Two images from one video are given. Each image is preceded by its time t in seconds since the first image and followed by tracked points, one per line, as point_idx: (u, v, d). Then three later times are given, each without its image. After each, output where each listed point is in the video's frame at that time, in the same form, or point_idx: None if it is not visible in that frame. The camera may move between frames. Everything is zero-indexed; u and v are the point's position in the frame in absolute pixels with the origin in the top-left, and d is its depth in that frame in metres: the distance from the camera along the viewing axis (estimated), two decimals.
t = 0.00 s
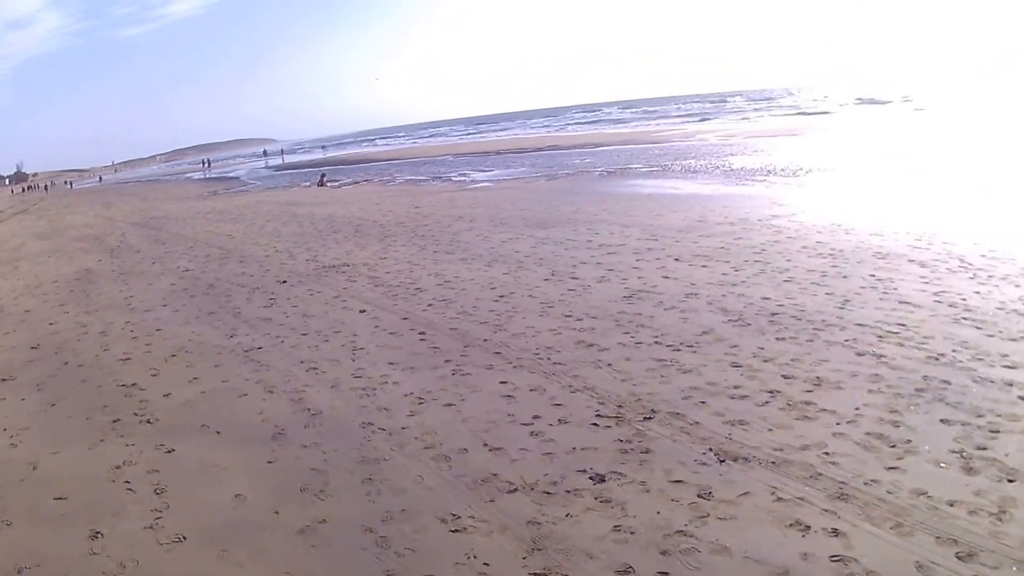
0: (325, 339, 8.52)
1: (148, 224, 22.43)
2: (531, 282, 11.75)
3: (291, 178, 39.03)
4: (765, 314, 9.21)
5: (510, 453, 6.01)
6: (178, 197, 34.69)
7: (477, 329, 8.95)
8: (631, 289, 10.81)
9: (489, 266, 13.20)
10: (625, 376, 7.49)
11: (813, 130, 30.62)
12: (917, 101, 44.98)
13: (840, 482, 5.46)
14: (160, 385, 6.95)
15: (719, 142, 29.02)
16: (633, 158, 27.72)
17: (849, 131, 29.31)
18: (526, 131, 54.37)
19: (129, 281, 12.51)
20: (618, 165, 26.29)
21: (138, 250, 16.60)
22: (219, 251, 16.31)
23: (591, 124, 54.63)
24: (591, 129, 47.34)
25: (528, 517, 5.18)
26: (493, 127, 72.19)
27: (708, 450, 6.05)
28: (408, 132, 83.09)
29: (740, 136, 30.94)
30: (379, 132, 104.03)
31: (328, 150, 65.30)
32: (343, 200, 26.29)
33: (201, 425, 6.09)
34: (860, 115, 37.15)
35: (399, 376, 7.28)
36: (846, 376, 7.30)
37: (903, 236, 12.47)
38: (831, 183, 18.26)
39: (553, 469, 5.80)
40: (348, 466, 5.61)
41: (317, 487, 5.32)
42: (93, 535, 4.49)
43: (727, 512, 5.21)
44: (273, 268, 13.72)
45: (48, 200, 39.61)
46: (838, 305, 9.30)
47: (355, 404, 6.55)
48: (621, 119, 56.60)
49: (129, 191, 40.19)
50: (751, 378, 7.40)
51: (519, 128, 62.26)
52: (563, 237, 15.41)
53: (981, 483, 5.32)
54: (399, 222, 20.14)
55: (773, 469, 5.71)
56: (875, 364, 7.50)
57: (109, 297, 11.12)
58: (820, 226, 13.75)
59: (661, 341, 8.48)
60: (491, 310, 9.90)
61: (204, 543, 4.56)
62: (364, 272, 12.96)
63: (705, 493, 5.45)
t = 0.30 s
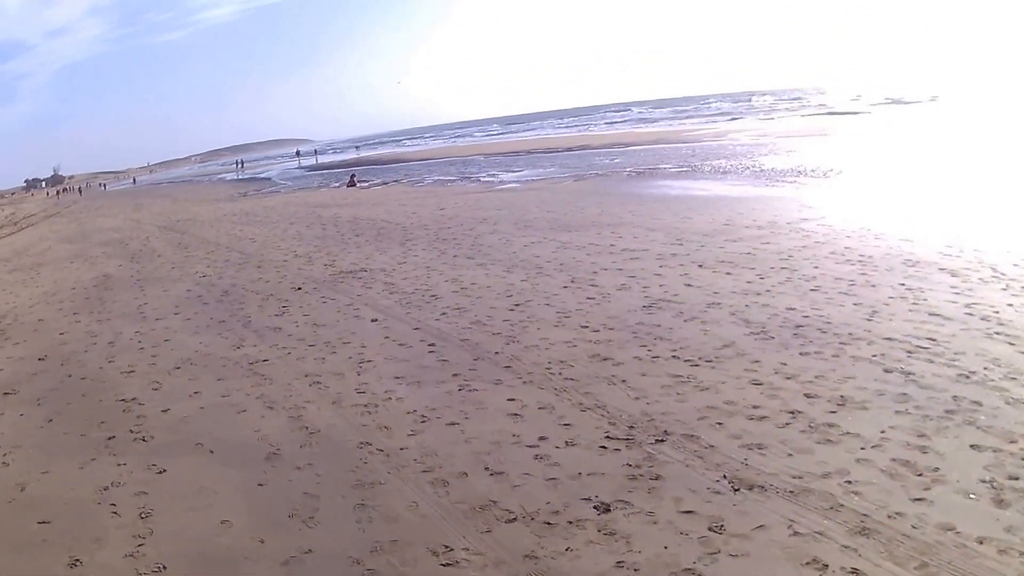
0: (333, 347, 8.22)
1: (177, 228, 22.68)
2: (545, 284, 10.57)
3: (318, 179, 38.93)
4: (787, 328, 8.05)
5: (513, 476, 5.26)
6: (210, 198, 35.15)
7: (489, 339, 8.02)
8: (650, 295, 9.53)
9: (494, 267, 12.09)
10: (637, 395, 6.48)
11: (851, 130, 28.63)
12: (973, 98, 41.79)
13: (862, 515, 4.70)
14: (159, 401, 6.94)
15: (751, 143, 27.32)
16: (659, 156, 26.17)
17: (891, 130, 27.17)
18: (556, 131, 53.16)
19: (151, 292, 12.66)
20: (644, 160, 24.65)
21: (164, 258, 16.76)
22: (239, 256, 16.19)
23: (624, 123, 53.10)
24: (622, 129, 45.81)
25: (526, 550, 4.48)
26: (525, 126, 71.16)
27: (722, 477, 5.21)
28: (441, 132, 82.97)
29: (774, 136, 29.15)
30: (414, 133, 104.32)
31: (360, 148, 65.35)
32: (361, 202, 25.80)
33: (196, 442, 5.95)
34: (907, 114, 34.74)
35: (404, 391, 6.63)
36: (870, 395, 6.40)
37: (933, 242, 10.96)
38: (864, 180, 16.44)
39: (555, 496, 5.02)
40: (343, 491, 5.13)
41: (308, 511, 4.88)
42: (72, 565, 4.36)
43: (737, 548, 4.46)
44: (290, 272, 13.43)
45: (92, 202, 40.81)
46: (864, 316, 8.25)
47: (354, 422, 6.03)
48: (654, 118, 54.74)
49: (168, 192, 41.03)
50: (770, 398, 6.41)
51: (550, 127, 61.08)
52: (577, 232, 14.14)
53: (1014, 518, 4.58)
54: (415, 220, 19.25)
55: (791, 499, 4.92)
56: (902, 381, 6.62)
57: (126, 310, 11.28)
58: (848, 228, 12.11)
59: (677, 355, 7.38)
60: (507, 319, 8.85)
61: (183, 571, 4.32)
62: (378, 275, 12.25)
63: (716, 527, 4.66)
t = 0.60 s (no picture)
0: (333, 359, 7.87)
1: (199, 232, 22.77)
2: (555, 292, 9.51)
3: (340, 180, 38.79)
4: (802, 341, 6.85)
5: (505, 506, 4.46)
6: (236, 201, 35.43)
7: (495, 351, 7.43)
8: (663, 304, 8.37)
9: (493, 272, 11.28)
10: (643, 413, 5.58)
11: (884, 134, 27.10)
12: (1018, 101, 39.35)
13: (876, 552, 3.78)
14: (150, 415, 6.90)
15: (774, 147, 26.22)
16: (683, 159, 25.15)
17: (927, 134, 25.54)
18: (582, 134, 52.24)
19: (162, 301, 12.64)
20: (665, 165, 23.68)
21: (180, 264, 16.74)
22: (252, 261, 15.96)
23: (649, 126, 51.99)
24: (649, 131, 44.67)
25: None
26: (552, 130, 70.30)
27: (727, 508, 4.25)
28: (469, 135, 82.81)
29: (801, 141, 27.80)
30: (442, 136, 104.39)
31: (388, 151, 65.24)
32: (374, 202, 25.20)
33: (181, 461, 5.79)
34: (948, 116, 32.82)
35: (401, 410, 6.22)
36: (887, 413, 5.30)
37: (952, 245, 9.97)
38: (890, 185, 15.31)
39: (547, 529, 4.18)
40: (326, 520, 4.59)
41: (288, 541, 4.41)
42: None
43: None
44: (300, 278, 13.06)
45: (129, 203, 41.82)
46: (884, 327, 7.04)
47: (343, 445, 5.67)
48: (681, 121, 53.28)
49: (201, 194, 41.71)
50: (782, 418, 5.35)
51: (577, 130, 60.16)
52: (584, 233, 13.05)
53: None
54: (426, 220, 18.40)
55: (799, 532, 3.98)
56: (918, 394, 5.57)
57: (131, 322, 11.27)
58: (867, 232, 11.00)
59: (688, 370, 6.36)
60: (513, 329, 8.09)
61: None
62: (389, 283, 11.59)
63: (718, 567, 3.76)
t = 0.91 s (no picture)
0: (324, 372, 7.63)
1: (208, 237, 22.73)
2: (557, 301, 8.87)
3: (350, 181, 38.67)
4: (812, 353, 6.37)
5: (484, 536, 4.20)
6: (247, 203, 35.49)
7: (491, 365, 7.02)
8: (671, 313, 7.68)
9: (494, 272, 10.92)
10: (639, 433, 5.21)
11: (901, 136, 26.49)
12: None
13: None
14: (133, 432, 6.94)
15: (787, 149, 25.78)
16: (695, 162, 24.74)
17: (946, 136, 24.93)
18: (594, 136, 51.93)
19: (164, 309, 12.56)
20: (676, 168, 23.33)
21: (185, 270, 16.67)
22: (255, 265, 15.79)
23: (662, 128, 51.54)
24: (661, 134, 44.27)
25: None
26: (564, 131, 70.04)
27: (721, 542, 3.93)
28: (484, 137, 82.64)
29: (816, 143, 27.26)
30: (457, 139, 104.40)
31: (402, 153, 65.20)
32: (381, 201, 24.91)
33: (154, 483, 5.81)
34: (969, 117, 32.11)
35: (387, 426, 5.97)
36: (899, 434, 4.92)
37: (968, 250, 9.58)
38: (905, 188, 14.88)
39: (526, 564, 3.91)
40: (294, 551, 4.37)
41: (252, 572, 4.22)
42: None
43: None
44: (301, 283, 12.82)
45: (144, 205, 42.14)
46: (896, 338, 6.66)
47: (323, 465, 5.47)
48: (695, 123, 52.75)
49: (214, 196, 41.93)
50: (787, 438, 4.96)
51: (591, 132, 59.74)
52: (589, 235, 12.68)
53: None
54: (432, 219, 18.03)
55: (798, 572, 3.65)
56: (932, 411, 5.20)
57: (130, 333, 11.20)
58: (881, 236, 10.62)
59: (690, 385, 5.89)
60: (512, 340, 7.63)
61: None
62: (390, 288, 11.24)
63: None
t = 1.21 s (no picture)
0: (305, 385, 7.38)
1: (212, 240, 22.69)
2: (552, 308, 8.40)
3: (357, 185, 38.64)
4: (811, 366, 5.93)
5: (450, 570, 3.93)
6: (255, 207, 35.52)
7: (478, 378, 6.60)
8: (667, 323, 7.27)
9: (486, 276, 10.63)
10: (625, 455, 4.82)
11: (911, 138, 26.01)
12: None
13: None
14: (107, 448, 6.83)
15: (794, 152, 25.39)
16: (700, 165, 24.41)
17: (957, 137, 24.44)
18: (603, 139, 51.71)
19: (158, 316, 12.43)
20: (682, 171, 23.04)
21: (185, 274, 16.56)
22: (254, 270, 15.64)
23: (671, 131, 51.25)
24: (670, 137, 43.97)
25: None
26: (573, 134, 69.85)
27: None
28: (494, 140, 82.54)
29: (823, 146, 26.86)
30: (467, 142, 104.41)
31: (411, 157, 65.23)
32: (384, 203, 24.74)
33: (120, 504, 5.68)
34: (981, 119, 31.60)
35: (363, 446, 5.71)
36: (899, 455, 4.41)
37: (975, 255, 9.19)
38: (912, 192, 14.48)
39: None
40: None
41: None
42: None
43: None
44: (295, 288, 12.60)
45: (154, 208, 42.36)
46: (900, 349, 6.25)
47: (292, 489, 5.26)
48: (704, 126, 52.35)
49: (222, 200, 42.13)
50: (782, 461, 4.47)
51: (600, 135, 59.45)
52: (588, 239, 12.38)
53: None
54: (432, 222, 17.79)
55: None
56: (936, 430, 4.71)
57: (121, 342, 11.07)
58: (886, 241, 10.25)
59: (682, 402, 5.44)
60: (501, 351, 7.21)
61: None
62: (381, 293, 10.98)
63: None
